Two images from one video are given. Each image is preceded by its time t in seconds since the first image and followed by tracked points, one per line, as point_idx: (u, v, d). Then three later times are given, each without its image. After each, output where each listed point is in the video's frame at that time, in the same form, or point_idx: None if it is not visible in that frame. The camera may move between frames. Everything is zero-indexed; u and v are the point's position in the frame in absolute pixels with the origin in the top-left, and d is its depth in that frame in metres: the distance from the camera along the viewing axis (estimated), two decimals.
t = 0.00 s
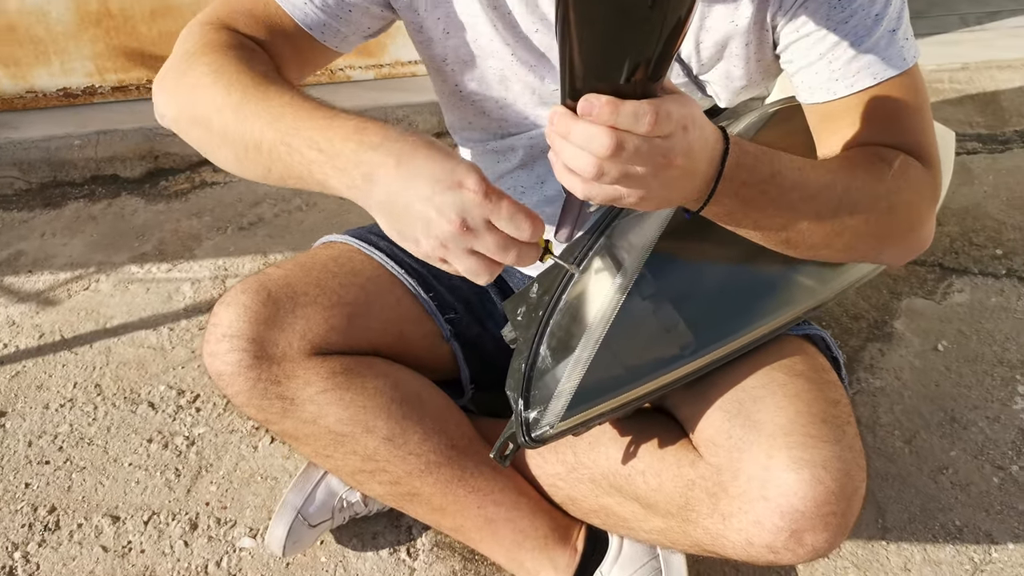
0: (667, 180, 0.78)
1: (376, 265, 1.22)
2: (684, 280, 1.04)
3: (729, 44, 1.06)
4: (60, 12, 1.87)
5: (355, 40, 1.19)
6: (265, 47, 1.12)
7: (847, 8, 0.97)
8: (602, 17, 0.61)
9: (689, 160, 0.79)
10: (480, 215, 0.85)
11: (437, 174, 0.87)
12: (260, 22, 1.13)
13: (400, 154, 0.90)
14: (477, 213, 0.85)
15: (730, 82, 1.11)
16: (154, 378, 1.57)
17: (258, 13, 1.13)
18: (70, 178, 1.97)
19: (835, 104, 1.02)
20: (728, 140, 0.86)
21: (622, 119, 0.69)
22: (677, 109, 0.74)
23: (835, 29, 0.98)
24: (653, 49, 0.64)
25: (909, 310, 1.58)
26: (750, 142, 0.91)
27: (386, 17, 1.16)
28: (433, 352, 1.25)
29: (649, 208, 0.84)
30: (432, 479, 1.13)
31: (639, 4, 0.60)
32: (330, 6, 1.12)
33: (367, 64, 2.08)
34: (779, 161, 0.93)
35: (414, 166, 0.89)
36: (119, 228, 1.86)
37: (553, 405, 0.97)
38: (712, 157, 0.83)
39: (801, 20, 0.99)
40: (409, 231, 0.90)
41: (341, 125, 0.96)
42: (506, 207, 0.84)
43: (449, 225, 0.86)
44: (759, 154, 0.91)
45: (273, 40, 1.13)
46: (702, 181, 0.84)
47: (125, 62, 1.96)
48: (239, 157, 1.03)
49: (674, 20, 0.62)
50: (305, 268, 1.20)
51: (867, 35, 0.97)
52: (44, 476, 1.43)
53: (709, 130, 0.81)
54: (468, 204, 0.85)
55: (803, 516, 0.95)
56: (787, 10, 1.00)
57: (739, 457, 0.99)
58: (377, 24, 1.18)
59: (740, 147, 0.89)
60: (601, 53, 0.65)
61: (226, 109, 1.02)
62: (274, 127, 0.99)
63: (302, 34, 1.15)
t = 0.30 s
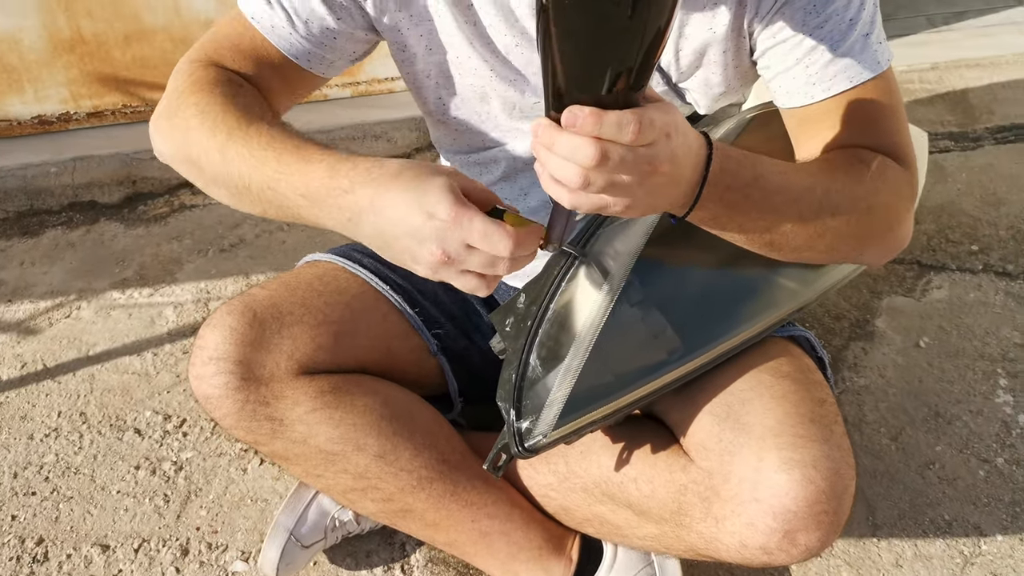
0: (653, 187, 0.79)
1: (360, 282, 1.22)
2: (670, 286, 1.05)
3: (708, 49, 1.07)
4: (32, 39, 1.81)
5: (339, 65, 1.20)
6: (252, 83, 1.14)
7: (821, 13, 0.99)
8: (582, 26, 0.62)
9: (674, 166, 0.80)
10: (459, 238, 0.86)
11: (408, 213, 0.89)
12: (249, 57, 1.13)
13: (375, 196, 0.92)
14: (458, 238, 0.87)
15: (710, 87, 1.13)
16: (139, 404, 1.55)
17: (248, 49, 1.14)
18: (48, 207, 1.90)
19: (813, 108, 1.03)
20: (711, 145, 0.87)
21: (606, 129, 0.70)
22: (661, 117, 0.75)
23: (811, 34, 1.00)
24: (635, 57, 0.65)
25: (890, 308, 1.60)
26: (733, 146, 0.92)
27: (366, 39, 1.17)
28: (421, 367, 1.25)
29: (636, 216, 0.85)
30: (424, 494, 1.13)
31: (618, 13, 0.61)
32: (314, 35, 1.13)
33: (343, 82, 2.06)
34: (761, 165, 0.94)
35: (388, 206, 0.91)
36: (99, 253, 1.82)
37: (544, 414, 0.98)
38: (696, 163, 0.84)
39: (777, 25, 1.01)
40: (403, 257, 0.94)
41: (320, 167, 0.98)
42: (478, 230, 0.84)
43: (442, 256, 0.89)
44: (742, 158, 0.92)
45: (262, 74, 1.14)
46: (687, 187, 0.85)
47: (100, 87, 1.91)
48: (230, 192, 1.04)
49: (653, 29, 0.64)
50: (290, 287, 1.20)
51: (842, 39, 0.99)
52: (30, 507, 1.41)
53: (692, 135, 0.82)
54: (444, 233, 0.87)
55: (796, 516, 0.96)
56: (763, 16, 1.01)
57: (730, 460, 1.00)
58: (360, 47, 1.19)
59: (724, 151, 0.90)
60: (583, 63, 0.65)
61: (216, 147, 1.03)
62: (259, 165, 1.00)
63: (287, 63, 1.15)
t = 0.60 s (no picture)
0: (652, 188, 0.80)
1: (355, 291, 1.22)
2: (663, 288, 1.05)
3: (699, 53, 1.08)
4: (19, 59, 1.80)
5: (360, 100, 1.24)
6: (290, 139, 1.21)
7: (810, 12, 0.99)
8: (579, 29, 0.61)
9: (672, 167, 0.80)
10: (444, 281, 0.95)
11: (424, 246, 0.98)
12: (282, 116, 1.20)
13: (406, 227, 1.02)
14: (445, 280, 0.95)
15: (703, 89, 1.13)
16: (137, 421, 1.54)
17: (275, 109, 1.20)
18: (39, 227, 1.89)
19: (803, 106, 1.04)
20: (708, 146, 0.88)
21: (603, 133, 0.70)
22: (659, 118, 0.75)
23: (800, 33, 1.00)
24: (632, 57, 0.64)
25: (884, 302, 1.60)
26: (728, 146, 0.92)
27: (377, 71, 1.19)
28: (418, 374, 1.25)
29: (635, 218, 0.86)
30: (425, 502, 1.13)
31: (613, 16, 0.60)
32: (327, 79, 1.16)
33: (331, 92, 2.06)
34: (756, 165, 0.94)
35: (411, 237, 1.00)
36: (91, 271, 1.81)
37: (544, 418, 0.98)
38: (693, 164, 0.85)
39: (767, 25, 1.02)
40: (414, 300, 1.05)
41: (345, 222, 1.07)
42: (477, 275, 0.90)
43: (433, 292, 0.98)
44: (738, 159, 0.93)
45: (297, 130, 1.21)
46: (684, 189, 0.86)
47: (88, 105, 1.91)
48: (281, 245, 1.15)
49: (649, 31, 0.62)
50: (284, 298, 1.20)
51: (831, 37, 1.00)
52: (30, 528, 1.40)
53: (689, 136, 0.82)
54: (434, 273, 0.96)
55: (796, 512, 0.96)
56: (753, 18, 1.02)
57: (729, 458, 1.00)
58: (376, 81, 1.21)
59: (719, 152, 0.90)
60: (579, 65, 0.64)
61: (258, 212, 1.14)
62: (295, 223, 1.11)
63: (314, 111, 1.21)
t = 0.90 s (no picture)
0: (636, 193, 0.81)
1: (348, 295, 1.22)
2: (655, 289, 1.06)
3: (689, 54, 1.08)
4: (10, 66, 1.78)
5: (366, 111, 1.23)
6: (302, 155, 1.20)
7: (798, 13, 1.00)
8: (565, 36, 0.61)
9: (655, 172, 0.81)
10: (470, 284, 0.94)
11: (450, 253, 0.97)
12: (292, 133, 1.19)
13: (431, 235, 1.01)
14: (471, 285, 0.94)
15: (694, 90, 1.13)
16: (132, 428, 1.54)
17: (285, 127, 1.19)
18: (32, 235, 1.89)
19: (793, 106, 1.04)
20: (690, 149, 0.88)
21: (588, 141, 0.71)
22: (641, 125, 0.76)
23: (789, 33, 1.01)
24: (621, 56, 0.63)
25: (878, 300, 1.61)
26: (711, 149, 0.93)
27: (379, 82, 1.19)
28: (413, 378, 1.25)
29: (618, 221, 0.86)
30: (420, 506, 1.13)
31: (603, 17, 0.59)
32: (335, 93, 1.16)
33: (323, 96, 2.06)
34: (740, 168, 0.95)
35: (437, 245, 0.99)
36: (85, 278, 1.81)
37: (538, 420, 0.99)
38: (676, 169, 0.85)
39: (756, 27, 1.02)
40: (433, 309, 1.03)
41: (368, 232, 1.08)
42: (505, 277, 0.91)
43: (458, 299, 0.97)
44: (721, 161, 0.93)
45: (309, 146, 1.21)
46: (667, 193, 0.86)
47: (80, 111, 1.90)
48: (300, 260, 1.16)
49: (638, 33, 0.62)
50: (277, 303, 1.19)
51: (820, 37, 1.00)
52: (25, 537, 1.40)
53: (673, 140, 0.83)
54: (459, 278, 0.95)
55: (792, 511, 0.96)
56: (741, 20, 1.02)
57: (724, 459, 1.00)
58: (379, 91, 1.21)
59: (702, 155, 0.91)
60: (567, 69, 0.64)
61: (278, 229, 1.14)
62: (316, 238, 1.11)
63: (322, 126, 1.20)
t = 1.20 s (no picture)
0: (618, 188, 0.81)
1: (344, 301, 1.22)
2: (648, 290, 1.06)
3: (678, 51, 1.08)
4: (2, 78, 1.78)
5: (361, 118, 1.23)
6: (298, 164, 1.21)
7: (786, 8, 1.00)
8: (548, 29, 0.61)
9: (638, 167, 0.81)
10: (470, 286, 0.94)
11: (446, 259, 0.97)
12: (289, 143, 1.19)
13: (426, 243, 1.01)
14: (471, 286, 0.94)
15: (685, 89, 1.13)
16: (130, 437, 1.53)
17: (281, 138, 1.19)
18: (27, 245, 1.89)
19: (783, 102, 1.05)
20: (675, 143, 0.88)
21: (569, 135, 0.70)
22: (624, 120, 0.75)
23: (777, 29, 1.01)
24: (604, 46, 0.63)
25: (875, 297, 1.61)
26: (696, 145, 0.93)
27: (372, 89, 1.18)
28: (410, 382, 1.24)
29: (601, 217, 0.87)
30: (419, 510, 1.13)
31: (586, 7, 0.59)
32: (329, 101, 1.16)
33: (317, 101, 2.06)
34: (725, 163, 0.95)
35: (433, 251, 0.99)
36: (81, 288, 1.80)
37: (531, 422, 0.99)
38: (660, 164, 0.85)
39: (744, 23, 1.02)
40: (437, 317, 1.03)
41: (363, 243, 1.07)
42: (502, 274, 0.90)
43: (461, 303, 0.96)
44: (706, 156, 0.93)
45: (306, 155, 1.21)
46: (650, 188, 0.86)
47: (73, 121, 1.89)
48: (300, 270, 1.16)
49: (620, 23, 0.62)
50: (272, 309, 1.19)
51: (808, 32, 1.00)
52: (25, 548, 1.40)
53: (656, 135, 0.83)
54: (459, 282, 0.95)
55: (791, 508, 0.96)
56: (729, 15, 1.03)
57: (722, 457, 1.00)
58: (372, 97, 1.21)
59: (688, 149, 0.91)
60: (549, 62, 0.63)
61: (277, 240, 1.14)
62: (314, 247, 1.11)
63: (318, 134, 1.20)
